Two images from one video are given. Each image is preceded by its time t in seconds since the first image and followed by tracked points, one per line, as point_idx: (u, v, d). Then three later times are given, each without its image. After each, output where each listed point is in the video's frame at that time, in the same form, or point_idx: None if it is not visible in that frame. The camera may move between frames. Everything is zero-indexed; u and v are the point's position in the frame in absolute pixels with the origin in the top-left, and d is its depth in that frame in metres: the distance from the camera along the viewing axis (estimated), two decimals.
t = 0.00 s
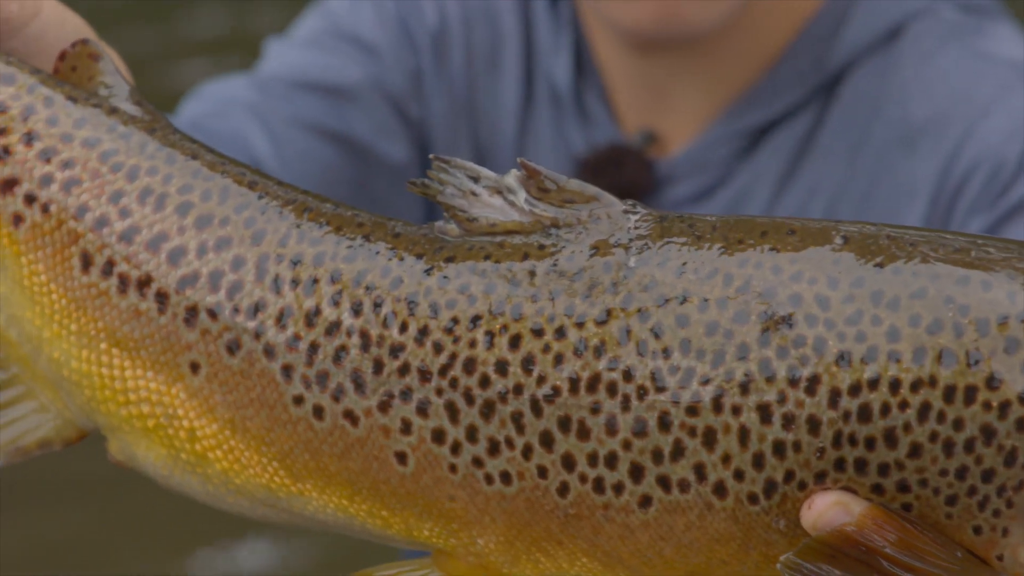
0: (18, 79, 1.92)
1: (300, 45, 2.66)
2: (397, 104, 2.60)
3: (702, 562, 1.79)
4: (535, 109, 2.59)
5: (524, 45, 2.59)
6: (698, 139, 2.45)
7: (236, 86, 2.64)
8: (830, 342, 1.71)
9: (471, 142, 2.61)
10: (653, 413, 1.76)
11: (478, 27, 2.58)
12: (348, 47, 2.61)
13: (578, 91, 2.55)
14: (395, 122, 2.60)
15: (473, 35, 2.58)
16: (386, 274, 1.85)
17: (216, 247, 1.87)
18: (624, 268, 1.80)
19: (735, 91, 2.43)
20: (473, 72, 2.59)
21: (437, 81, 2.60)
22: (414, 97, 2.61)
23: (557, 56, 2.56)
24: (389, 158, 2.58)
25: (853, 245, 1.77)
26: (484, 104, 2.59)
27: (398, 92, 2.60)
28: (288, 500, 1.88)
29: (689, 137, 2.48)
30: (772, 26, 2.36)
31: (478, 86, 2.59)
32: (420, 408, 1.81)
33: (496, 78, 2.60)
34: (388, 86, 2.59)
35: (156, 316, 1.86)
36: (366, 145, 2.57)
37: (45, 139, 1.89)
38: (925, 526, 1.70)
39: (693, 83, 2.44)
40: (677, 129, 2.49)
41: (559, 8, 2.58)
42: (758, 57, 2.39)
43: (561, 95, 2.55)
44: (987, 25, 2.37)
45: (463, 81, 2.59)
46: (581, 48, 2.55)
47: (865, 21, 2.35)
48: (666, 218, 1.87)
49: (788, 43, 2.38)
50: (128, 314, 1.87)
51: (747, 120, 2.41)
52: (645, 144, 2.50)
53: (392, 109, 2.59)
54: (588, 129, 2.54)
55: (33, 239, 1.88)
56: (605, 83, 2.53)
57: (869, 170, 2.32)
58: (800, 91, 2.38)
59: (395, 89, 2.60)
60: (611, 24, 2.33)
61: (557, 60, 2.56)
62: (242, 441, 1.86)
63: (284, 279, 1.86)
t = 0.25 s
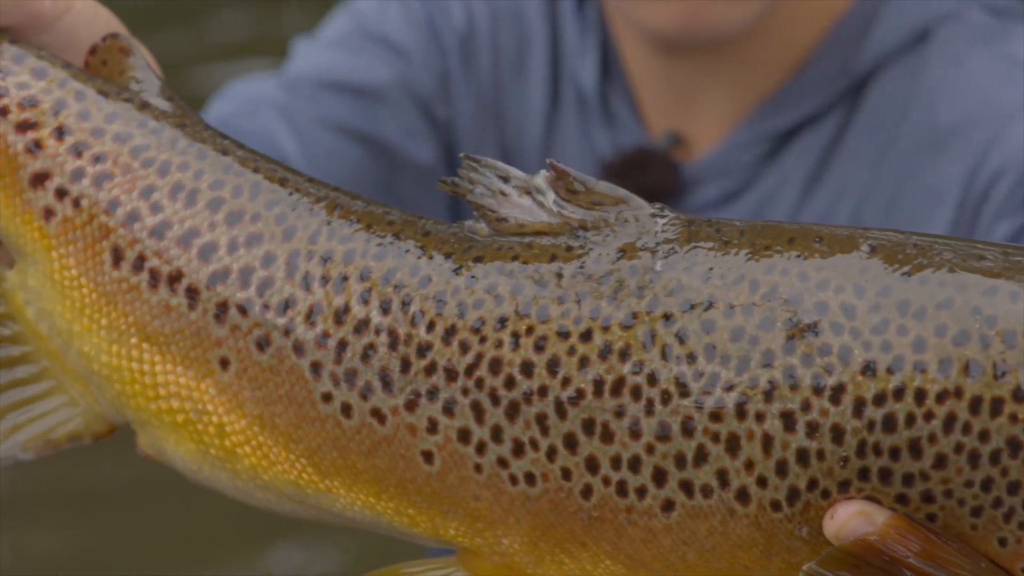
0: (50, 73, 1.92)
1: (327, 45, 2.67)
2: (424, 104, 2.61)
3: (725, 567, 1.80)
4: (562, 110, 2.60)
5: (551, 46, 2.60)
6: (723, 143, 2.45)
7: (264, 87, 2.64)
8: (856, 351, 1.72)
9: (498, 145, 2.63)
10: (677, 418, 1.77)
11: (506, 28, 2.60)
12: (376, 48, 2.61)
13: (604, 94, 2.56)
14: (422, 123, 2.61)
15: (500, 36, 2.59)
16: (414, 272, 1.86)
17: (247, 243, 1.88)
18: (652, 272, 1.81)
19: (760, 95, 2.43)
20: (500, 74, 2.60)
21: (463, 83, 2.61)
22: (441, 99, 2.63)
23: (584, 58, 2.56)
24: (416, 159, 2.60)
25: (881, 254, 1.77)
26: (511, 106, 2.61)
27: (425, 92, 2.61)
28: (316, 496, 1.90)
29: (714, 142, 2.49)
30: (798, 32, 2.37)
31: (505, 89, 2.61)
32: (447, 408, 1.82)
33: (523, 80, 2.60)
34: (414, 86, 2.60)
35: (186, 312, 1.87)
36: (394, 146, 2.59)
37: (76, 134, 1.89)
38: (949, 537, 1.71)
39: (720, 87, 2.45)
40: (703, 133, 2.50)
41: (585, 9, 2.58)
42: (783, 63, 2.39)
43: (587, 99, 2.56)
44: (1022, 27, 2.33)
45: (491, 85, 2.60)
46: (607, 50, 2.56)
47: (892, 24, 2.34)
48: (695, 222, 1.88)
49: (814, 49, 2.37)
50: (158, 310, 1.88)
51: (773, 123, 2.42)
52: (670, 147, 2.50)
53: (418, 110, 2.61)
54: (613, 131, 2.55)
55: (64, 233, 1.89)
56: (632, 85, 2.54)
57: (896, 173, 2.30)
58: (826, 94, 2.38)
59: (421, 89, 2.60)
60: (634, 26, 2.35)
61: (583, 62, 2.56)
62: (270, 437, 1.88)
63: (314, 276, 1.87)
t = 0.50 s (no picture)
0: (79, 69, 1.92)
1: (355, 44, 2.66)
2: (452, 104, 2.62)
3: (751, 569, 1.82)
4: (590, 112, 2.60)
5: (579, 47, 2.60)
6: (750, 145, 2.45)
7: (290, 83, 2.62)
8: (883, 355, 1.73)
9: (524, 146, 2.64)
10: (704, 419, 1.78)
11: (533, 28, 2.60)
12: (404, 47, 2.62)
13: (632, 95, 2.57)
14: (450, 123, 2.62)
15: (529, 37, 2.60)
16: (448, 269, 1.88)
17: (279, 239, 1.90)
18: (682, 273, 1.83)
19: (788, 98, 2.44)
20: (527, 75, 2.61)
21: (491, 85, 2.62)
22: (469, 99, 2.63)
23: (612, 59, 2.57)
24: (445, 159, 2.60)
25: (911, 259, 1.78)
26: (537, 107, 2.61)
27: (453, 92, 2.62)
28: (346, 493, 1.92)
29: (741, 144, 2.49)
30: (827, 35, 2.38)
31: (532, 91, 2.61)
32: (477, 406, 1.84)
33: (550, 82, 2.61)
34: (442, 86, 2.61)
35: (218, 308, 1.89)
36: (422, 146, 2.59)
37: (105, 130, 1.89)
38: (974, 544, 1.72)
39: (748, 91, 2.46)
40: (731, 137, 2.51)
41: (612, 10, 2.58)
42: (812, 65, 2.40)
43: (614, 100, 2.57)
44: None
45: (518, 88, 2.61)
46: (636, 50, 2.57)
47: (921, 25, 2.34)
48: (727, 223, 1.89)
49: (843, 51, 2.38)
50: (189, 306, 1.89)
51: (801, 125, 2.42)
52: (698, 149, 2.52)
53: (447, 110, 2.61)
54: (641, 133, 2.56)
55: (95, 229, 1.89)
56: (660, 88, 2.55)
57: (923, 176, 2.30)
58: (853, 96, 2.39)
59: (449, 89, 2.61)
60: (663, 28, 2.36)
61: (611, 63, 2.57)
62: (302, 433, 1.90)
63: (347, 272, 1.89)
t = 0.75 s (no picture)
0: (109, 66, 1.95)
1: (384, 41, 2.69)
2: (481, 103, 2.65)
3: (781, 567, 1.85)
4: (620, 112, 2.61)
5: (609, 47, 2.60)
6: (780, 145, 2.45)
7: (320, 78, 2.65)
8: (913, 355, 1.75)
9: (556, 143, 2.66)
10: (735, 417, 1.80)
11: (564, 28, 2.60)
12: (434, 46, 2.64)
13: (661, 95, 2.58)
14: (479, 121, 2.65)
15: (561, 38, 2.61)
16: (480, 265, 1.89)
17: (311, 236, 1.90)
18: (715, 270, 1.84)
19: (818, 99, 2.44)
20: (558, 76, 2.62)
21: (523, 85, 2.64)
22: (499, 98, 2.66)
23: (642, 58, 2.56)
24: (474, 157, 2.64)
25: (943, 258, 1.80)
26: (569, 109, 2.63)
27: (482, 91, 2.65)
28: (379, 489, 1.93)
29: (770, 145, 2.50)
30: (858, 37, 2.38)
31: (563, 92, 2.63)
32: (510, 402, 1.85)
33: (581, 83, 2.62)
34: (472, 85, 2.64)
35: (250, 305, 1.89)
36: (452, 144, 2.63)
37: (136, 127, 1.91)
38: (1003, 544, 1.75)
39: (779, 92, 2.46)
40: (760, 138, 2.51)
41: (642, 10, 2.58)
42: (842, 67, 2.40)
43: (645, 100, 2.57)
44: None
45: (550, 88, 2.63)
46: (665, 50, 2.56)
47: (953, 25, 2.33)
48: (760, 221, 1.90)
49: (874, 52, 2.38)
50: (222, 303, 1.90)
51: (832, 125, 2.42)
52: (727, 150, 2.52)
53: (476, 109, 2.64)
54: (671, 134, 2.56)
55: (127, 226, 1.91)
56: (690, 89, 2.55)
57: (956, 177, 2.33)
58: (884, 96, 2.39)
59: (479, 88, 2.64)
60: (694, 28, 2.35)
61: (640, 62, 2.57)
62: (334, 430, 1.91)
63: (379, 269, 1.89)
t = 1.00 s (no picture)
0: (146, 62, 1.97)
1: (419, 42, 2.69)
2: (514, 104, 2.64)
3: (816, 569, 1.84)
4: (653, 113, 2.60)
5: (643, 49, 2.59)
6: (815, 147, 2.45)
7: (354, 78, 2.66)
8: (948, 356, 1.74)
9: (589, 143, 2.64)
10: (770, 418, 1.79)
11: (599, 29, 2.60)
12: (467, 46, 2.64)
13: (695, 97, 2.56)
14: (512, 122, 2.64)
15: (594, 38, 2.60)
16: (516, 263, 1.89)
17: (347, 233, 1.91)
18: (750, 270, 1.84)
19: (852, 101, 2.44)
20: (591, 75, 2.61)
21: (555, 85, 2.63)
22: (532, 99, 2.65)
23: (676, 59, 2.57)
24: (506, 158, 2.63)
25: (980, 259, 1.78)
26: (603, 110, 2.62)
27: (515, 91, 2.64)
28: (413, 486, 1.94)
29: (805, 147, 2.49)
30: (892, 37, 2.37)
31: (596, 91, 2.62)
32: (544, 401, 1.86)
33: (615, 84, 2.61)
34: (505, 85, 2.63)
35: (285, 302, 1.91)
36: (484, 144, 2.62)
37: (172, 124, 1.93)
38: None
39: (813, 94, 2.45)
40: (795, 140, 2.50)
41: (677, 12, 2.58)
42: (876, 67, 2.40)
43: (679, 101, 2.56)
44: None
45: (583, 87, 2.62)
46: (699, 51, 2.56)
47: (988, 29, 2.34)
48: (796, 220, 1.89)
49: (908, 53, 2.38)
50: (257, 300, 1.91)
51: (867, 128, 2.42)
52: (762, 152, 2.50)
53: (509, 109, 2.63)
54: (705, 135, 2.55)
55: (162, 222, 1.93)
56: (724, 91, 2.54)
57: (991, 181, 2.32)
58: (918, 99, 2.39)
59: (512, 88, 2.63)
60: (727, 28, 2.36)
61: (674, 63, 2.56)
62: (369, 427, 1.91)
63: (415, 267, 1.90)
